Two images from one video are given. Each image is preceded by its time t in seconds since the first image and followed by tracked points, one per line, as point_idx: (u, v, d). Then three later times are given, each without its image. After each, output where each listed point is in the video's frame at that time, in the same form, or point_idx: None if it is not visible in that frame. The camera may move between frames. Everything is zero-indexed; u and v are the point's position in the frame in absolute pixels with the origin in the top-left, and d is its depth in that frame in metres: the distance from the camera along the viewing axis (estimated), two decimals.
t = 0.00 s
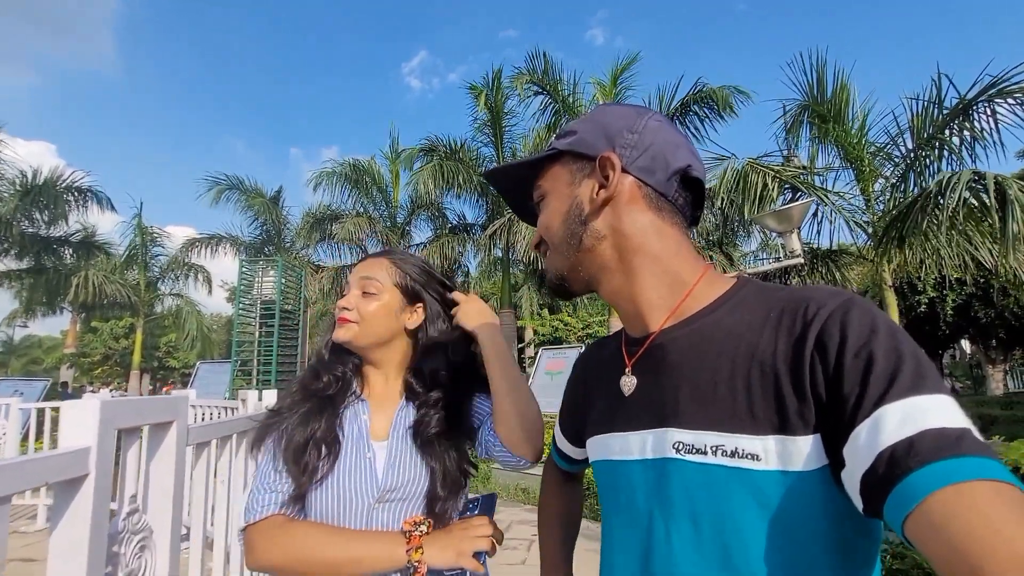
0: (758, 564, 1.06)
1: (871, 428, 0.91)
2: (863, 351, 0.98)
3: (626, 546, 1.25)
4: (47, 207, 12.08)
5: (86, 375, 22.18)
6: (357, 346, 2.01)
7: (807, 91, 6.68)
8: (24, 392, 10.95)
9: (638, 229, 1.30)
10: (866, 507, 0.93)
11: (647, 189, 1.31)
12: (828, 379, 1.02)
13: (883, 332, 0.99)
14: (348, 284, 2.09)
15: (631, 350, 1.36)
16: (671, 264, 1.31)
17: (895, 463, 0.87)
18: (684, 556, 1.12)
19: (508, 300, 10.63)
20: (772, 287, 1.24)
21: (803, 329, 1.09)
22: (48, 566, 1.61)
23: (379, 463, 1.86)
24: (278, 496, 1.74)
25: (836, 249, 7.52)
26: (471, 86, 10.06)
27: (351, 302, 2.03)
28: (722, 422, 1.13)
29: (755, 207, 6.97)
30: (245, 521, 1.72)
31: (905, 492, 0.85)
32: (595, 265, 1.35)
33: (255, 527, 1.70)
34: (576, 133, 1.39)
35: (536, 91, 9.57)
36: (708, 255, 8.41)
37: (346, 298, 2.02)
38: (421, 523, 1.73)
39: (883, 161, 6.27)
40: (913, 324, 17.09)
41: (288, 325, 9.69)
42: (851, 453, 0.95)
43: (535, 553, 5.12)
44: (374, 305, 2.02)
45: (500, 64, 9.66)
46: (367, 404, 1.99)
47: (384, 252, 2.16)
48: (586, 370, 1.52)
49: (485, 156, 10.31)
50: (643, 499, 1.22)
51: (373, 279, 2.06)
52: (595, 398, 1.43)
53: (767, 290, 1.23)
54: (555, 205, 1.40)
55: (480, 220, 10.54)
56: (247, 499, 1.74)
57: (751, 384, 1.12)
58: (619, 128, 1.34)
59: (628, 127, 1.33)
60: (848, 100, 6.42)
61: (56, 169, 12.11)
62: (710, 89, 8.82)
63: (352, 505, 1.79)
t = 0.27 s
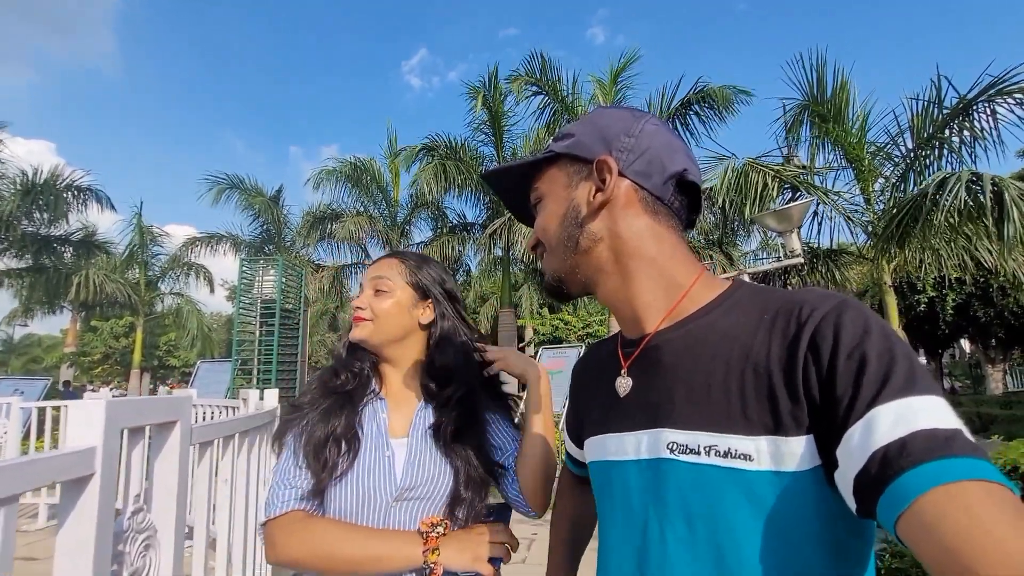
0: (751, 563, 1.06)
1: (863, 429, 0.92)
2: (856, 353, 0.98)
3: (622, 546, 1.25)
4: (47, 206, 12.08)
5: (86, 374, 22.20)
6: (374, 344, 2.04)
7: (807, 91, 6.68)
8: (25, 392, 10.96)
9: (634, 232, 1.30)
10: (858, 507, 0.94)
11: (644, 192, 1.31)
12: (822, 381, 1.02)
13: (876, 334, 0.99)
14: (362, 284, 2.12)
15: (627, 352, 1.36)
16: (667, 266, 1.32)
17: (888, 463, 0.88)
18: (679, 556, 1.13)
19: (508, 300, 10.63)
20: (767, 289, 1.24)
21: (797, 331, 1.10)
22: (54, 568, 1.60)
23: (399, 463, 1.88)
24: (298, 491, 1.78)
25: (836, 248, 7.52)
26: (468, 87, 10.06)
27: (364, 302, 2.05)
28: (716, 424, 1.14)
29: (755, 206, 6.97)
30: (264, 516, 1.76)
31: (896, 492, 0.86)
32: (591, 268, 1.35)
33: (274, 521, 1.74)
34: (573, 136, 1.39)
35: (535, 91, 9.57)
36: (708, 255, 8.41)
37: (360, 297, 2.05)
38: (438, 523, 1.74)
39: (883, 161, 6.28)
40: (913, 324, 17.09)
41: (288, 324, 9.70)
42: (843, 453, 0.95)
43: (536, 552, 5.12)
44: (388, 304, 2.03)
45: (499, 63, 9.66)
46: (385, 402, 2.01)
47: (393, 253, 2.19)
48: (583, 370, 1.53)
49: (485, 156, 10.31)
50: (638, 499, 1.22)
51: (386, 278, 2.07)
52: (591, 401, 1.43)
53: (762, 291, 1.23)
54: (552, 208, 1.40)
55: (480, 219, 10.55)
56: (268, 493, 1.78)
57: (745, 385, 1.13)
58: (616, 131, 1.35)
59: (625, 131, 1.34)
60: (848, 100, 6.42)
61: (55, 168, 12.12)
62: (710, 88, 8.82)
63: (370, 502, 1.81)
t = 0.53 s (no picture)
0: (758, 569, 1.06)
1: (872, 435, 0.92)
2: (865, 358, 0.98)
3: (627, 550, 1.25)
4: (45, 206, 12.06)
5: (86, 374, 22.18)
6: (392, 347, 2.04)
7: (808, 89, 6.67)
8: (25, 392, 10.95)
9: (639, 234, 1.30)
10: (866, 514, 0.93)
11: (650, 194, 1.31)
12: (830, 386, 1.02)
13: (885, 339, 0.99)
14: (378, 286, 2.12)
15: (633, 355, 1.36)
16: (674, 269, 1.31)
17: (896, 470, 0.87)
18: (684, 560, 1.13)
19: (508, 299, 10.63)
20: (774, 293, 1.24)
21: (806, 334, 1.09)
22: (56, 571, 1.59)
23: (416, 467, 1.88)
24: (317, 491, 1.80)
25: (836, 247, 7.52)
26: (467, 86, 10.08)
27: (381, 305, 2.06)
28: (724, 428, 1.13)
29: (756, 204, 6.97)
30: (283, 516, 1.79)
31: (905, 499, 0.86)
32: (596, 270, 1.34)
33: (294, 521, 1.76)
34: (578, 136, 1.39)
35: (534, 91, 9.57)
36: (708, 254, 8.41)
37: (376, 301, 2.05)
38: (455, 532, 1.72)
39: (883, 159, 6.28)
40: (913, 322, 17.10)
41: (288, 324, 9.70)
42: (851, 460, 0.95)
43: (537, 552, 5.12)
44: (405, 306, 2.03)
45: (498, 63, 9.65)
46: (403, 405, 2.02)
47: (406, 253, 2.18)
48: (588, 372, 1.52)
49: (485, 154, 10.29)
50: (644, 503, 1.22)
51: (401, 281, 2.07)
52: (596, 403, 1.42)
53: (769, 295, 1.23)
54: (558, 209, 1.39)
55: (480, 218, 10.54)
56: (287, 493, 1.81)
57: (753, 390, 1.12)
58: (622, 131, 1.34)
59: (631, 131, 1.33)
60: (848, 98, 6.42)
61: (54, 168, 12.09)
62: (710, 87, 8.82)
63: (387, 504, 1.82)
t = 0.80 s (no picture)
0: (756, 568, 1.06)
1: (867, 432, 0.92)
2: (861, 355, 0.98)
3: (626, 549, 1.25)
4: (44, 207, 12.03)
5: (85, 375, 22.16)
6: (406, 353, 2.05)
7: (808, 86, 6.66)
8: (24, 393, 10.95)
9: (636, 234, 1.30)
10: (862, 510, 0.94)
11: (647, 193, 1.31)
12: (826, 383, 1.02)
13: (881, 336, 0.99)
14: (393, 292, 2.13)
15: (630, 354, 1.36)
16: (672, 267, 1.32)
17: (891, 466, 0.88)
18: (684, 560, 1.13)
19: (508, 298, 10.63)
20: (771, 291, 1.24)
21: (802, 332, 1.09)
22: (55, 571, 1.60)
23: (429, 469, 1.89)
24: (338, 490, 1.82)
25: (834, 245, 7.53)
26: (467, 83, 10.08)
27: (397, 312, 2.07)
28: (721, 426, 1.13)
29: (755, 202, 6.96)
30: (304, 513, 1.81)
31: (900, 496, 0.86)
32: (594, 269, 1.34)
33: (314, 518, 1.78)
34: (576, 133, 1.38)
35: (531, 91, 9.57)
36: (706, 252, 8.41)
37: (392, 308, 2.07)
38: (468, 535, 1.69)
39: (882, 157, 6.27)
40: (912, 319, 17.11)
41: (288, 324, 9.70)
42: (847, 457, 0.95)
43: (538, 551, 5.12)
44: (421, 313, 2.05)
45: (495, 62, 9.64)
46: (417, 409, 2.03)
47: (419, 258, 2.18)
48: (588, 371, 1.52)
49: (484, 153, 10.28)
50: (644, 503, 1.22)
51: (417, 288, 2.08)
52: (596, 402, 1.43)
53: (766, 293, 1.23)
54: (555, 207, 1.39)
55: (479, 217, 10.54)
56: (309, 492, 1.83)
57: (750, 388, 1.12)
58: (620, 129, 1.34)
59: (629, 129, 1.33)
60: (848, 96, 6.42)
61: (52, 169, 12.07)
62: (709, 86, 8.82)
63: (402, 503, 1.82)
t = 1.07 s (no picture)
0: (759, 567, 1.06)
1: (871, 432, 0.92)
2: (865, 355, 0.98)
3: (630, 549, 1.25)
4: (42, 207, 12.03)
5: (84, 376, 22.14)
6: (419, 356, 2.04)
7: (806, 84, 6.65)
8: (23, 393, 10.94)
9: (638, 234, 1.30)
10: (866, 510, 0.93)
11: (648, 192, 1.31)
12: (829, 384, 1.02)
13: (883, 336, 0.99)
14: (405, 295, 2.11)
15: (633, 354, 1.36)
16: (674, 267, 1.31)
17: (895, 466, 0.88)
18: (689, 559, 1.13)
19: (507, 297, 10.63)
20: (774, 290, 1.24)
21: (805, 332, 1.09)
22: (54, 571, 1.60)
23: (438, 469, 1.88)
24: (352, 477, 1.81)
25: (833, 243, 7.54)
26: (467, 82, 10.08)
27: (410, 314, 2.05)
28: (725, 427, 1.13)
29: (754, 201, 6.96)
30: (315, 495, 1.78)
31: (904, 496, 0.86)
32: (596, 269, 1.34)
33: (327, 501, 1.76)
34: (576, 132, 1.38)
35: (529, 90, 9.57)
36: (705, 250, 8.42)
37: (405, 310, 2.05)
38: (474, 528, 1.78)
39: (880, 154, 6.27)
40: (911, 318, 17.14)
41: (287, 323, 9.70)
42: (851, 456, 0.95)
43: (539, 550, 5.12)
44: (434, 316, 2.04)
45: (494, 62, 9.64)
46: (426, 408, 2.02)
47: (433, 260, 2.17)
48: (591, 371, 1.52)
49: (483, 153, 10.28)
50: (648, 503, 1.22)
51: (429, 291, 2.06)
52: (599, 403, 1.43)
53: (769, 293, 1.23)
54: (556, 207, 1.39)
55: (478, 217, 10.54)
56: (324, 472, 1.81)
57: (753, 388, 1.12)
58: (620, 128, 1.34)
59: (629, 128, 1.33)
60: (846, 93, 6.42)
61: (50, 169, 12.07)
62: (709, 85, 8.83)
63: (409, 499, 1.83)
